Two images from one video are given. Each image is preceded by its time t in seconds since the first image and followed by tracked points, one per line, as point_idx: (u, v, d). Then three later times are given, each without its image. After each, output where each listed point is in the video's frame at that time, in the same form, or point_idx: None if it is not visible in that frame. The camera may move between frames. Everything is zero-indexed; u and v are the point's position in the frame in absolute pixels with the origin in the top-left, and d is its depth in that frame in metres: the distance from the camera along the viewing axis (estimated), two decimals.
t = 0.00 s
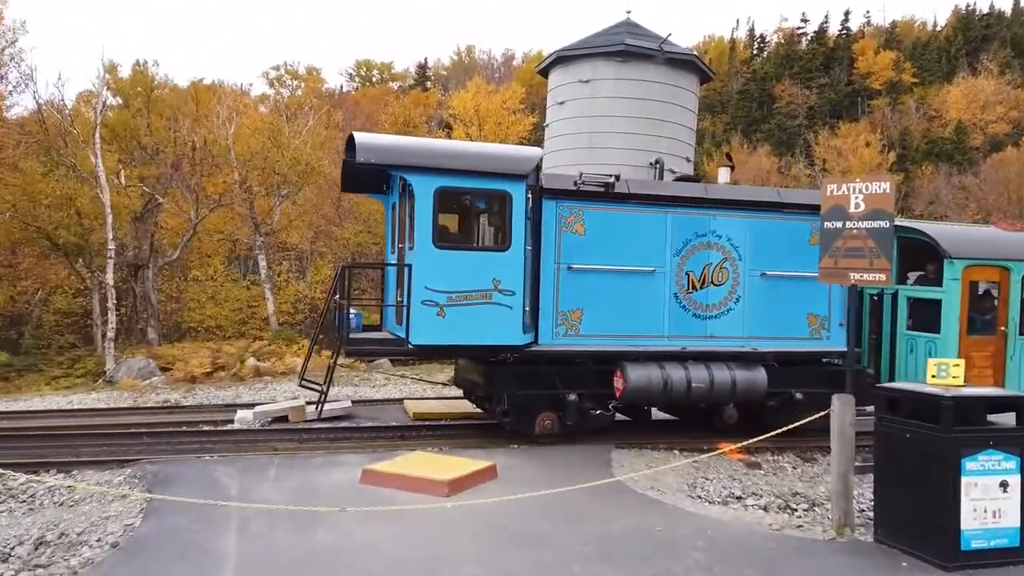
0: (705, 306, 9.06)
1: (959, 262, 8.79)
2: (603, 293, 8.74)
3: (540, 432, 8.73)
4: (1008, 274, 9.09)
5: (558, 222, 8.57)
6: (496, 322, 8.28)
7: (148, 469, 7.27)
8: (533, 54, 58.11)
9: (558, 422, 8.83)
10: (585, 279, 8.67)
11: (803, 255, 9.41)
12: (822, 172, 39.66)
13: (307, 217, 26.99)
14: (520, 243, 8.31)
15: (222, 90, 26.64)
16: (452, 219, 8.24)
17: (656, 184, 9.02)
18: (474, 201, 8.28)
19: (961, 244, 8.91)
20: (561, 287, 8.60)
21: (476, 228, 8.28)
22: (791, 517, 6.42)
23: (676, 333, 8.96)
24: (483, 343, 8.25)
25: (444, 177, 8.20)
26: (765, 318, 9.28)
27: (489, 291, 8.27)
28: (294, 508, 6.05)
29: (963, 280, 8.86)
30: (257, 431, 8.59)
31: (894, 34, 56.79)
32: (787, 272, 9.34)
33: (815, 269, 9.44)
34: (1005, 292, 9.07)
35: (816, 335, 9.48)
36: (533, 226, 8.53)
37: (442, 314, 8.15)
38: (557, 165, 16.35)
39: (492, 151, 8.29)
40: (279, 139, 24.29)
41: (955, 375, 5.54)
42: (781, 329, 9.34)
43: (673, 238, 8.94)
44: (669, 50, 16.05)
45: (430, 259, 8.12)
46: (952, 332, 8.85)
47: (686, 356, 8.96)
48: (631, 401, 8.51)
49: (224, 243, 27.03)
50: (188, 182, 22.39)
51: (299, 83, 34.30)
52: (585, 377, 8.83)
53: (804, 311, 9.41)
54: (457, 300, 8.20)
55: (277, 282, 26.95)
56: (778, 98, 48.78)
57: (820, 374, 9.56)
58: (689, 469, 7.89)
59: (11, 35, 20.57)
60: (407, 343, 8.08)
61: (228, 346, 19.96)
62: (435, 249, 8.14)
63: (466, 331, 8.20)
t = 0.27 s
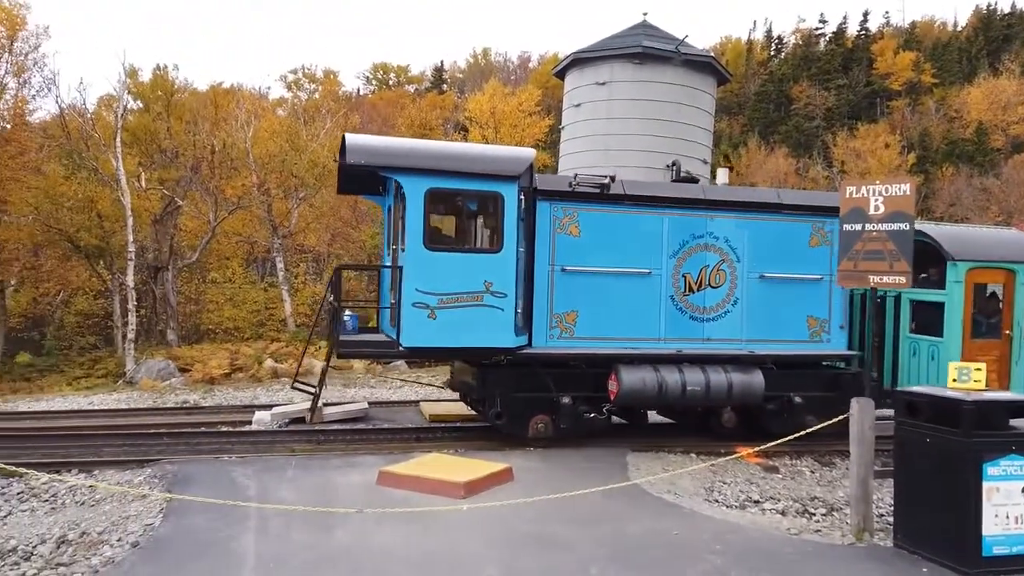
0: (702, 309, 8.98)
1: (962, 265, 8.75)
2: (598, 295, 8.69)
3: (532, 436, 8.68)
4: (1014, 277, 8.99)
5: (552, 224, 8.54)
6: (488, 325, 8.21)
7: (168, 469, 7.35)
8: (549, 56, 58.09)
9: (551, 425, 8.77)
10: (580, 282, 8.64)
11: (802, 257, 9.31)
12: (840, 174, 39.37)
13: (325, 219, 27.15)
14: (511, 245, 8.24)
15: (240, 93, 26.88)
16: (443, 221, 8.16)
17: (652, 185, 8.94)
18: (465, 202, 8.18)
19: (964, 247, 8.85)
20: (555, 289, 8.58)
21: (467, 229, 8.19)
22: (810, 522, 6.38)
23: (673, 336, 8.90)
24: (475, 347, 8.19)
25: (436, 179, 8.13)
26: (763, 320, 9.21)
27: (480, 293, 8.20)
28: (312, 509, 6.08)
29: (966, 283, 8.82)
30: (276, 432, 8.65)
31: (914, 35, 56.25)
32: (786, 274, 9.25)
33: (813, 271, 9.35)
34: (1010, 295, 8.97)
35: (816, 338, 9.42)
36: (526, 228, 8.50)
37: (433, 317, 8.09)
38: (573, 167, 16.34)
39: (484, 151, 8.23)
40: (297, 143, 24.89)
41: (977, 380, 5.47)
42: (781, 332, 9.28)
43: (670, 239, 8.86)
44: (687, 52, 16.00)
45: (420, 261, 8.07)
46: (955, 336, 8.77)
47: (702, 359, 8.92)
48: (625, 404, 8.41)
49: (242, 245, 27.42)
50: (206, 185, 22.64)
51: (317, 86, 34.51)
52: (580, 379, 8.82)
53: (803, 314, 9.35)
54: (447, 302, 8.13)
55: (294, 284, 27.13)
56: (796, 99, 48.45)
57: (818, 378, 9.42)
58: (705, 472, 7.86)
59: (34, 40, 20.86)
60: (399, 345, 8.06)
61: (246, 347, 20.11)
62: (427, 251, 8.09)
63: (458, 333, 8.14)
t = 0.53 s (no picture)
0: (697, 311, 8.89)
1: (963, 266, 8.68)
2: (591, 296, 8.65)
3: (524, 438, 8.63)
4: (1015, 278, 8.92)
5: (545, 225, 8.52)
6: (478, 327, 8.16)
7: (185, 469, 7.40)
8: (563, 58, 58.12)
9: (542, 428, 8.71)
10: (572, 284, 8.61)
11: (798, 258, 9.19)
12: (857, 176, 39.08)
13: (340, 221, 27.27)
14: (500, 247, 8.19)
15: (257, 96, 27.05)
16: (431, 223, 8.14)
17: (645, 186, 8.88)
18: (454, 203, 8.15)
19: (966, 248, 8.78)
20: (547, 290, 8.55)
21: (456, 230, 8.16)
22: (826, 526, 6.34)
23: (667, 338, 8.82)
24: (465, 349, 8.15)
25: (424, 180, 8.12)
26: (758, 323, 9.11)
27: (469, 296, 8.15)
28: (327, 510, 6.11)
29: (966, 285, 8.75)
30: (291, 433, 8.70)
31: (932, 35, 55.74)
32: (782, 277, 9.13)
33: (810, 272, 9.23)
34: (1011, 297, 8.92)
35: (813, 340, 9.29)
36: (518, 229, 8.52)
37: (422, 319, 8.06)
38: (587, 169, 16.34)
39: (474, 152, 8.24)
40: (314, 145, 25.18)
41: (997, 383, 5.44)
42: (777, 334, 9.16)
43: (663, 241, 8.79)
44: (702, 53, 15.94)
45: (409, 264, 8.04)
46: (955, 337, 8.71)
47: (717, 362, 8.89)
48: (617, 407, 8.34)
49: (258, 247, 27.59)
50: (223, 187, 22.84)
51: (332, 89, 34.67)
52: (571, 381, 8.74)
53: (800, 316, 9.23)
54: (436, 304, 8.10)
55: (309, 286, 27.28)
56: (811, 101, 48.13)
57: (817, 381, 9.24)
58: (720, 475, 7.82)
59: (54, 45, 21.12)
60: (388, 348, 8.04)
61: (262, 349, 20.24)
62: (415, 253, 8.06)
63: (447, 335, 8.10)
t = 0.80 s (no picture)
0: (688, 313, 8.83)
1: (960, 267, 8.74)
2: (580, 299, 8.65)
3: (513, 441, 8.51)
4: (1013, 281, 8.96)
5: (534, 226, 8.55)
6: (464, 329, 8.17)
7: (199, 470, 7.45)
8: (575, 59, 58.12)
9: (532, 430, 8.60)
10: (562, 285, 8.61)
11: (792, 259, 9.06)
12: (872, 177, 38.83)
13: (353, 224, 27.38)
14: (487, 248, 8.18)
15: (271, 99, 27.21)
16: (418, 224, 8.13)
17: (636, 187, 8.83)
18: (442, 205, 8.17)
19: (966, 249, 8.81)
20: (536, 292, 8.57)
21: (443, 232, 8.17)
22: (840, 530, 6.30)
23: (658, 340, 8.77)
24: (451, 351, 8.15)
25: (411, 180, 8.09)
26: (752, 325, 9.01)
27: (456, 297, 8.17)
28: (339, 511, 6.13)
29: (964, 286, 8.81)
30: (304, 434, 8.74)
31: (948, 35, 55.28)
32: (776, 278, 9.02)
33: (804, 274, 9.11)
34: (1009, 299, 8.95)
35: (808, 342, 9.17)
36: (507, 231, 8.55)
37: (408, 321, 8.09)
38: (599, 171, 16.31)
39: (461, 154, 8.20)
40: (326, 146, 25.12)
41: (1013, 387, 5.37)
42: (771, 336, 9.06)
43: (654, 242, 8.75)
44: (715, 55, 15.89)
45: (394, 266, 8.06)
46: (951, 341, 8.77)
47: (729, 365, 8.86)
48: (606, 409, 8.32)
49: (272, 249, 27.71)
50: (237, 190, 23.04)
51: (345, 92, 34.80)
52: (560, 383, 8.67)
53: (795, 318, 9.11)
54: (423, 306, 8.12)
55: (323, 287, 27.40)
56: (825, 102, 47.85)
57: (811, 384, 9.15)
58: (733, 479, 7.79)
59: (71, 48, 21.34)
60: (375, 350, 8.07)
61: (276, 350, 20.35)
62: (401, 255, 8.06)
63: (434, 337, 8.13)
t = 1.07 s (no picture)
0: (677, 314, 8.80)
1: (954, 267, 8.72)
2: (569, 300, 8.64)
3: (499, 443, 8.50)
4: (1008, 281, 8.93)
5: (522, 227, 8.55)
6: (449, 330, 8.14)
7: (211, 470, 7.50)
8: (586, 61, 58.12)
9: (518, 433, 8.58)
10: (550, 286, 8.60)
11: (783, 260, 9.04)
12: (884, 178, 38.60)
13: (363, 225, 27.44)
14: (473, 249, 8.16)
15: (282, 101, 27.31)
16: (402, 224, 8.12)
17: (625, 187, 8.81)
18: (427, 205, 8.14)
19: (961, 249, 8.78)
20: (524, 293, 8.56)
21: (429, 233, 8.14)
22: (852, 533, 6.26)
23: (646, 342, 8.74)
24: (436, 352, 8.13)
25: (395, 182, 8.07)
26: (742, 326, 8.96)
27: (441, 298, 8.13)
28: (349, 512, 6.15)
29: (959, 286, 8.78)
30: (315, 435, 8.78)
31: (961, 35, 54.81)
32: (766, 279, 8.98)
33: (795, 274, 9.06)
34: (1004, 300, 8.90)
35: (799, 344, 9.09)
36: (494, 231, 8.53)
37: (392, 322, 8.06)
38: (610, 173, 16.28)
39: (447, 154, 8.21)
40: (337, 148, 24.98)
41: None
42: (761, 337, 9.01)
43: (643, 244, 8.74)
44: (726, 56, 15.85)
45: (379, 266, 8.01)
46: (944, 342, 8.71)
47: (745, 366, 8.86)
48: (594, 411, 8.30)
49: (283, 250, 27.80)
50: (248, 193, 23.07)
51: (356, 94, 34.88)
52: (548, 385, 8.64)
53: (786, 319, 9.06)
54: (408, 307, 8.09)
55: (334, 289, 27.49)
56: (837, 102, 47.59)
57: (803, 386, 9.09)
58: (745, 481, 7.76)
59: (85, 52, 21.53)
60: (359, 351, 8.05)
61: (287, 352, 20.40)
62: (385, 256, 8.03)
63: (418, 339, 8.10)
